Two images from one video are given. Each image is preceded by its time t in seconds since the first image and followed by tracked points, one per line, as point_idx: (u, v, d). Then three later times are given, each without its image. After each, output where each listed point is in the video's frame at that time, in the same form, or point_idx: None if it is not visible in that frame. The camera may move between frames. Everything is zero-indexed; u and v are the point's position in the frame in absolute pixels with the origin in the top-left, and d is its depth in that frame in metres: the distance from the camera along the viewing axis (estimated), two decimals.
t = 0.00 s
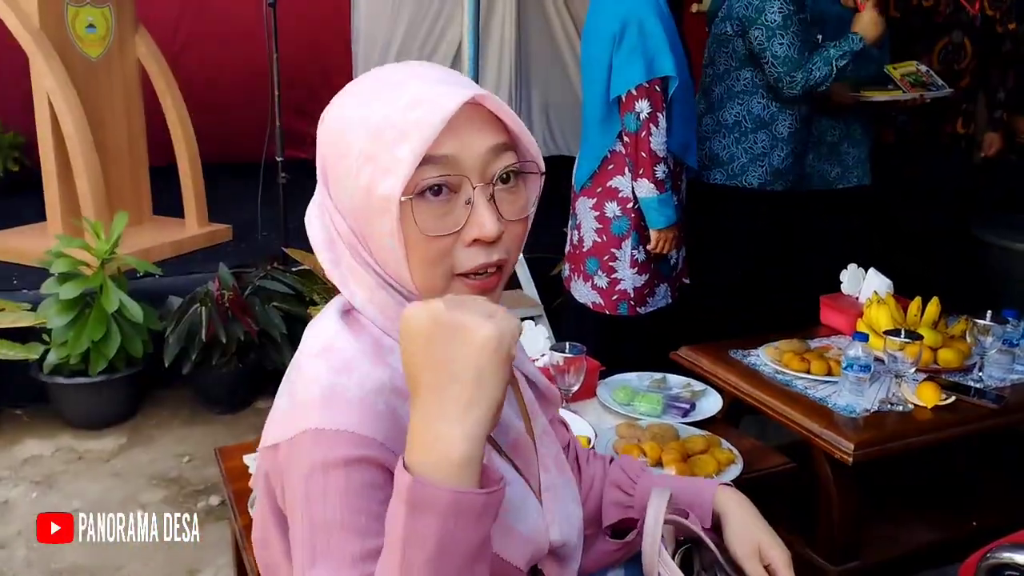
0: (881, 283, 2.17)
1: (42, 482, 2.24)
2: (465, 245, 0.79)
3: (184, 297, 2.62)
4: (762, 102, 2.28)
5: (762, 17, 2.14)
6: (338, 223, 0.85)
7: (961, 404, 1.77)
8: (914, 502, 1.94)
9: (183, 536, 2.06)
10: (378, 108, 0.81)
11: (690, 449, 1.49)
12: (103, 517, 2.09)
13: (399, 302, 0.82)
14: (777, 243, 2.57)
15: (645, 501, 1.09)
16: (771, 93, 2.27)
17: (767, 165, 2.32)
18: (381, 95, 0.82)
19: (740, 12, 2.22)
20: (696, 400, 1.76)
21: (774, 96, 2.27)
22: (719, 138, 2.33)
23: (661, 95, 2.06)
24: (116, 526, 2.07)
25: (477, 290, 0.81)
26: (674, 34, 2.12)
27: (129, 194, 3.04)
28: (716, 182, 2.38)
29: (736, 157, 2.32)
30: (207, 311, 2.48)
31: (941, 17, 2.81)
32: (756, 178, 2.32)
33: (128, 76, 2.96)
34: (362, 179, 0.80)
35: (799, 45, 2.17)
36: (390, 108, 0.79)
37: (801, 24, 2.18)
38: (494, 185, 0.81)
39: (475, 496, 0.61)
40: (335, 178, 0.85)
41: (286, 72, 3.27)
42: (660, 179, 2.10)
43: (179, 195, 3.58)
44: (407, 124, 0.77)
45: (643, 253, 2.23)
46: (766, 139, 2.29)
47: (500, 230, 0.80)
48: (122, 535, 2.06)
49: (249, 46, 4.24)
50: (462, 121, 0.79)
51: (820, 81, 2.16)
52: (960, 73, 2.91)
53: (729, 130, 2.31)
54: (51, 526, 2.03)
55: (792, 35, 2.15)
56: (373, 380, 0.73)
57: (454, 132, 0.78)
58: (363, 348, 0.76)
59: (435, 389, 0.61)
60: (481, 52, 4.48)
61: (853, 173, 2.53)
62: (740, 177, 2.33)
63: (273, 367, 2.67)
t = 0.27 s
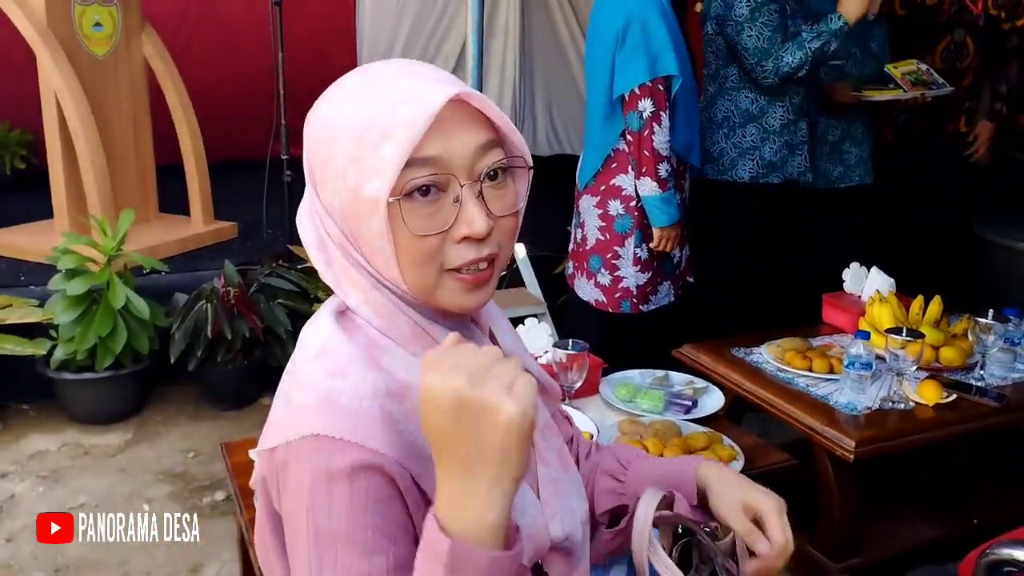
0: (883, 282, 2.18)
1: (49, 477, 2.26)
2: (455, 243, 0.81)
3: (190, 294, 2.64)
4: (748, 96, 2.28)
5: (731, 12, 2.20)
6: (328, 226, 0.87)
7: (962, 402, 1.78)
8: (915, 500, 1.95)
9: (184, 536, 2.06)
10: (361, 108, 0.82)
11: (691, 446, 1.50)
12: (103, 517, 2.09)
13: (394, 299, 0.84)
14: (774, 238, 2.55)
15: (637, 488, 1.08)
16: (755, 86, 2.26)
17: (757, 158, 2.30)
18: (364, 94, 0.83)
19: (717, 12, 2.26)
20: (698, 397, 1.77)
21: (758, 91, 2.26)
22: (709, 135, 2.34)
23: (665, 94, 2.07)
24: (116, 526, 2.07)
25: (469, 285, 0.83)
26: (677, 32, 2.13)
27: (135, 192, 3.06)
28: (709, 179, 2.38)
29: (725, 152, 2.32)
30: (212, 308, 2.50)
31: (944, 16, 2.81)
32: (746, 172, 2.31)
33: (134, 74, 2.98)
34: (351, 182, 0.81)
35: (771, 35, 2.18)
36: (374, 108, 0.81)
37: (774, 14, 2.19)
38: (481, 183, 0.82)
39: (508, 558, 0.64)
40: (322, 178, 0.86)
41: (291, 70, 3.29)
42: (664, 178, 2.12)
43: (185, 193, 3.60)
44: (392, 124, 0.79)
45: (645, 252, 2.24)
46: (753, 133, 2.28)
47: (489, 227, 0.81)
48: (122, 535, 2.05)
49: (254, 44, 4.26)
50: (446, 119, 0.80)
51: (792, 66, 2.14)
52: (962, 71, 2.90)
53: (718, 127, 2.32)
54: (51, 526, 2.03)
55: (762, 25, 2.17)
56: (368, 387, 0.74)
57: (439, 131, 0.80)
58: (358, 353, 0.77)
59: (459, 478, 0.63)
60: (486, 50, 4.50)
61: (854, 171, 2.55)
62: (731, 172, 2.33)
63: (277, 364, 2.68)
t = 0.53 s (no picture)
0: (881, 284, 2.19)
1: (49, 476, 2.26)
2: (458, 233, 0.81)
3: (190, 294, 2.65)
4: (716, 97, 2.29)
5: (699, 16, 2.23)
6: (321, 226, 0.88)
7: (959, 403, 1.79)
8: (913, 500, 1.96)
9: (184, 536, 2.06)
10: (356, 102, 0.83)
11: (689, 446, 1.51)
12: (103, 517, 2.10)
13: (386, 302, 0.86)
14: (762, 243, 2.56)
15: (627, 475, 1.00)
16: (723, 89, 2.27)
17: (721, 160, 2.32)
18: (357, 89, 0.84)
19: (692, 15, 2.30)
20: (697, 397, 1.78)
21: (722, 97, 2.28)
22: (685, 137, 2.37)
23: (664, 95, 2.08)
24: (116, 526, 2.07)
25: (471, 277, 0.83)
26: (677, 32, 2.13)
27: (136, 192, 3.06)
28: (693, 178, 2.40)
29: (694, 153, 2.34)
30: (213, 309, 2.52)
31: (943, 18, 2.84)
32: (711, 174, 2.32)
33: (135, 75, 2.98)
34: (350, 177, 0.82)
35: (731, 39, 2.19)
36: (370, 103, 0.82)
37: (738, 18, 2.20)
38: (479, 173, 0.83)
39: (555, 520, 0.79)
40: (315, 179, 0.87)
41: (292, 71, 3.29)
42: (663, 179, 2.12)
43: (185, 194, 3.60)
44: (391, 117, 0.80)
45: (644, 252, 2.25)
46: (720, 135, 2.29)
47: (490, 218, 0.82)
48: (122, 535, 2.06)
49: (254, 44, 4.27)
50: (444, 110, 0.82)
51: (740, 73, 2.15)
52: (962, 73, 2.91)
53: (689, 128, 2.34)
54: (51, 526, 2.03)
55: (721, 30, 2.20)
56: (358, 395, 0.80)
57: (438, 122, 0.81)
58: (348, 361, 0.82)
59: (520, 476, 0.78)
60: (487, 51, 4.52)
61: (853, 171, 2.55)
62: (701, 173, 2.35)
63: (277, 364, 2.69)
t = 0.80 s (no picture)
0: (885, 273, 2.19)
1: (53, 467, 2.27)
2: (452, 222, 0.81)
3: (192, 285, 2.65)
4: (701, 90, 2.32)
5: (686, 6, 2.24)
6: (312, 221, 0.87)
7: (963, 392, 1.78)
8: (915, 490, 1.96)
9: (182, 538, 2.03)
10: (345, 92, 0.83)
11: (693, 435, 1.51)
12: (103, 517, 2.07)
13: (381, 294, 0.86)
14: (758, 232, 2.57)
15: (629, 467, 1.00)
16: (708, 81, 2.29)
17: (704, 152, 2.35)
18: (346, 77, 0.83)
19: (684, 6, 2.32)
20: (700, 386, 1.77)
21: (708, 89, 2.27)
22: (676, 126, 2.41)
23: (664, 83, 2.07)
24: (116, 526, 2.05)
25: (467, 265, 0.83)
26: (677, 20, 2.12)
27: (137, 183, 3.06)
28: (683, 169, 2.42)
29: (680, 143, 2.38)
30: (215, 299, 2.51)
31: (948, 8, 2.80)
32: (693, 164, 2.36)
33: (136, 65, 2.97)
34: (341, 168, 0.82)
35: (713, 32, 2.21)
36: (359, 92, 0.82)
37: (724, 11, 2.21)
38: (471, 160, 0.83)
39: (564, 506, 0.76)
40: (304, 170, 0.87)
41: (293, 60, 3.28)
42: (663, 167, 2.12)
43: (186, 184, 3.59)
44: (380, 105, 0.79)
45: (645, 242, 2.24)
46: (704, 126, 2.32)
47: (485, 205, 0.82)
48: (122, 536, 2.03)
49: (255, 34, 4.25)
50: (434, 96, 0.81)
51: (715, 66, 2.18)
52: (967, 63, 2.86)
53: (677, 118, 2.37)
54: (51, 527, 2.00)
55: (702, 22, 2.22)
56: (360, 386, 0.79)
57: (427, 110, 0.81)
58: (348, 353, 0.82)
59: (542, 462, 0.73)
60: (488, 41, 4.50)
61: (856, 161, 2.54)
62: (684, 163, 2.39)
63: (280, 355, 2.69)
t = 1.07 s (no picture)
0: (881, 271, 2.19)
1: (49, 468, 2.26)
2: (456, 224, 0.81)
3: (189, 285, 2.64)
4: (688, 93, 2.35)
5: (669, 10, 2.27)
6: (313, 219, 0.88)
7: (960, 389, 1.79)
8: (913, 487, 1.96)
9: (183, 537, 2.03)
10: (350, 91, 0.83)
11: (691, 433, 1.51)
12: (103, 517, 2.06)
13: (382, 294, 0.86)
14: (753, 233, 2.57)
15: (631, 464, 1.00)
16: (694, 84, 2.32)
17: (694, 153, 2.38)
18: (351, 77, 0.83)
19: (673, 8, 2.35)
20: (697, 384, 1.78)
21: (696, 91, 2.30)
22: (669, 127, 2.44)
23: (651, 81, 2.07)
24: (116, 526, 2.04)
25: (468, 267, 0.83)
26: (665, 19, 2.12)
27: (133, 184, 3.05)
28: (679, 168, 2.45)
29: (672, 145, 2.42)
30: (212, 299, 2.51)
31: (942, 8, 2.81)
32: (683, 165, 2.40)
33: (132, 66, 2.97)
34: (344, 168, 0.82)
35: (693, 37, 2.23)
36: (364, 92, 0.82)
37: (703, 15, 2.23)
38: (477, 164, 0.83)
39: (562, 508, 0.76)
40: (305, 168, 0.87)
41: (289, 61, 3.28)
42: (651, 166, 2.12)
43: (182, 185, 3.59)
44: (384, 105, 0.80)
45: (635, 241, 2.24)
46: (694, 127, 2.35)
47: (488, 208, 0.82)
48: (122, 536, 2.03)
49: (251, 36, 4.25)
50: (441, 99, 0.81)
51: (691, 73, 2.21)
52: (968, 63, 2.87)
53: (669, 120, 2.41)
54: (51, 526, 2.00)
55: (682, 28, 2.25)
56: (360, 387, 0.79)
57: (433, 113, 0.80)
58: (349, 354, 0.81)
59: (542, 465, 0.73)
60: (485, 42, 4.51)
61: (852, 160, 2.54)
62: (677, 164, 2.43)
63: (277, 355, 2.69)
